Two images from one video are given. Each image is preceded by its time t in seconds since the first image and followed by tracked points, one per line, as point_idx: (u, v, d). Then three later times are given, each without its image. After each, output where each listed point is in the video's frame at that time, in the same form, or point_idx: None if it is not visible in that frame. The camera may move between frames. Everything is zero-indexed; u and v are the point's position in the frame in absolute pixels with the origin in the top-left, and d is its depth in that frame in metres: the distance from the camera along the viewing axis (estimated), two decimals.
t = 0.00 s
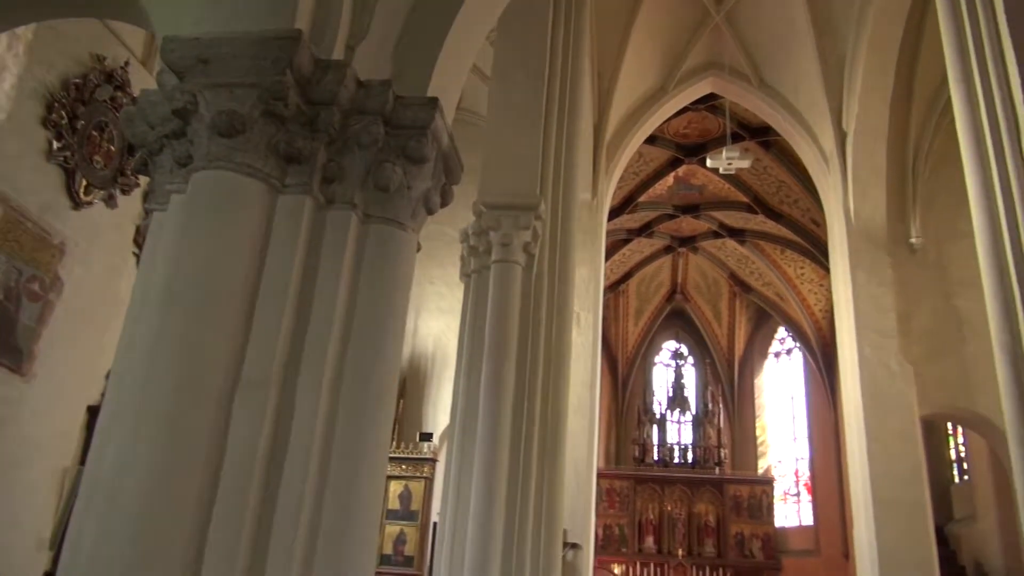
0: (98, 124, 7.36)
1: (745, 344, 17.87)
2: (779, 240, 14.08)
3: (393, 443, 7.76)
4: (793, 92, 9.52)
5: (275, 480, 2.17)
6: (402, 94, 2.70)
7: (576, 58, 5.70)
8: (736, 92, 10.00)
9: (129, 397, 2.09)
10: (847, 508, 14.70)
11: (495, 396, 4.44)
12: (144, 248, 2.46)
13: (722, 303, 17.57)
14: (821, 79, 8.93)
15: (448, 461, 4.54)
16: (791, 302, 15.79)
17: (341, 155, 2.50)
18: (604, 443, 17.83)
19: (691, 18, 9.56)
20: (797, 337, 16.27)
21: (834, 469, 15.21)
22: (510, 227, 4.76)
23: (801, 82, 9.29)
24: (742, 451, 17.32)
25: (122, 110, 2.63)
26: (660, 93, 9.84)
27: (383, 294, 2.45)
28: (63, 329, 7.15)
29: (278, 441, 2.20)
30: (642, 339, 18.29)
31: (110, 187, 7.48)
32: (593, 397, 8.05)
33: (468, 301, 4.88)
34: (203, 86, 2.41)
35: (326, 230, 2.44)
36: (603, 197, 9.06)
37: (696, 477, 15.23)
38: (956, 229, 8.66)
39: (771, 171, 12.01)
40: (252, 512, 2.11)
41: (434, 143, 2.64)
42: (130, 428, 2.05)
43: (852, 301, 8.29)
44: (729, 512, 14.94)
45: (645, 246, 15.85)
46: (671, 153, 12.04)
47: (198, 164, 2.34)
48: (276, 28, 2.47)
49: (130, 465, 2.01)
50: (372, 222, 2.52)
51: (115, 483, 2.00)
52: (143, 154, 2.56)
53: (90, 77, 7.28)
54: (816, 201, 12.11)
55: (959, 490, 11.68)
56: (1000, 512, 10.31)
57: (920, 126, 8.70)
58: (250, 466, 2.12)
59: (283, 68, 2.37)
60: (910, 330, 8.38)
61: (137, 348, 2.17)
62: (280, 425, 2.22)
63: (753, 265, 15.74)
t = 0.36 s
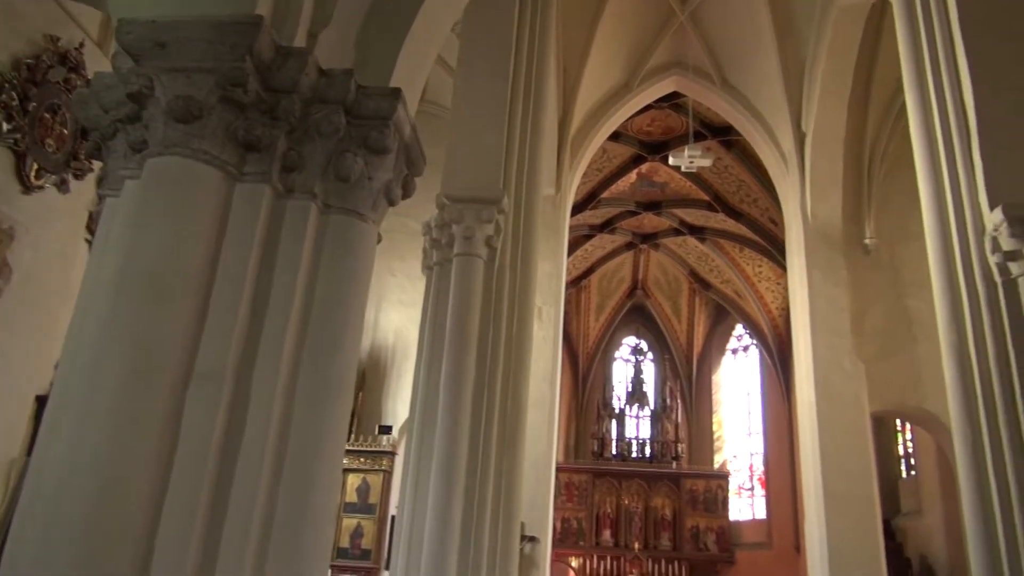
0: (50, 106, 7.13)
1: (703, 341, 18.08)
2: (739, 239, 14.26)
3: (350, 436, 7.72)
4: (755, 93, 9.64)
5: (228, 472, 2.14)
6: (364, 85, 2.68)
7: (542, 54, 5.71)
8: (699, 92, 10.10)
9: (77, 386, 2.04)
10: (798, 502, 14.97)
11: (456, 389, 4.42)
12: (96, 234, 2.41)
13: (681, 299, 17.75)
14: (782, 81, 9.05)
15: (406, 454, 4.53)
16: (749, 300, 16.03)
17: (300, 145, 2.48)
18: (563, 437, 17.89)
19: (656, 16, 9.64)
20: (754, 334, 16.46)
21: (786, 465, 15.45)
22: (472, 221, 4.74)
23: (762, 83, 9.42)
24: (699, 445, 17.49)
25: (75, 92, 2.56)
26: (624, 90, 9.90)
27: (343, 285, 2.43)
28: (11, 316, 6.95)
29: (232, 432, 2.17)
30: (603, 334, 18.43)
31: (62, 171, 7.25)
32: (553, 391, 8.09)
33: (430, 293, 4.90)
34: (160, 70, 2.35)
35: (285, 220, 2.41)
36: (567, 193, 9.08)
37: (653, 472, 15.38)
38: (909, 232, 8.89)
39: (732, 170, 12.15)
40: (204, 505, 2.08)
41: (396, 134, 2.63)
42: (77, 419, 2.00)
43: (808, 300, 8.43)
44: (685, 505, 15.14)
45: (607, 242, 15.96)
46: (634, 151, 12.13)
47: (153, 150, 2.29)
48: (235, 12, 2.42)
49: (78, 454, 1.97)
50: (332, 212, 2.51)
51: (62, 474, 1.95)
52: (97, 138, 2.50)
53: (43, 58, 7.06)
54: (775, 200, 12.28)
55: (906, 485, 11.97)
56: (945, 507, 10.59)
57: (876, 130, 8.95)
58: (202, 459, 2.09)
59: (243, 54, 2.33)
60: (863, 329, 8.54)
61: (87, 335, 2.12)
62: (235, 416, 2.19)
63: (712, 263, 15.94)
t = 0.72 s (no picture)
0: None
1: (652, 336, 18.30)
2: (689, 236, 14.46)
3: (297, 426, 7.61)
4: (707, 92, 9.76)
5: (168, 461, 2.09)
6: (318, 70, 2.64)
7: (499, 46, 5.69)
8: (654, 89, 10.18)
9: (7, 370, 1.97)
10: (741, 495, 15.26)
11: (405, 379, 4.39)
12: (31, 214, 2.32)
13: (632, 294, 17.95)
14: (734, 81, 9.19)
15: (354, 444, 4.48)
16: (698, 296, 16.28)
17: (250, 129, 2.43)
18: (513, 429, 17.89)
19: (613, 13, 9.69)
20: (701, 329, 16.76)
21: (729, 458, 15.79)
22: (425, 211, 4.70)
23: (715, 83, 9.55)
24: (645, 438, 17.71)
25: (11, 68, 2.46)
26: (580, 85, 9.94)
27: (291, 272, 2.41)
28: None
29: (172, 420, 2.12)
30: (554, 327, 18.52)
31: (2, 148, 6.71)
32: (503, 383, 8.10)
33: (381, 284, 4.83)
34: (103, 47, 2.28)
35: (231, 205, 2.37)
36: (521, 185, 9.08)
37: (601, 464, 15.53)
38: (851, 233, 9.13)
39: (685, 167, 12.29)
40: (142, 495, 2.02)
41: (348, 121, 2.60)
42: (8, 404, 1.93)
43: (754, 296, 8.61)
44: (631, 497, 15.33)
45: (560, 235, 16.04)
46: (589, 146, 12.19)
47: (95, 129, 2.22)
48: None
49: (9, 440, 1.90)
50: (281, 198, 2.47)
51: None
52: (34, 116, 2.41)
53: None
54: (725, 199, 12.47)
55: (843, 478, 12.31)
56: (879, 501, 10.92)
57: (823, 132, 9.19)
58: (141, 449, 2.03)
59: (192, 34, 2.27)
60: (807, 326, 8.76)
61: (21, 318, 2.04)
62: (175, 404, 2.13)
63: (663, 259, 16.13)
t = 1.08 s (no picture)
0: None
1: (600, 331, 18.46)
2: (638, 233, 14.61)
3: (240, 419, 7.48)
4: (657, 90, 9.86)
5: (103, 452, 2.04)
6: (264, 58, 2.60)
7: (452, 39, 5.66)
8: (605, 87, 10.23)
9: None
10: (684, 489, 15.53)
11: (351, 372, 4.31)
12: None
13: (581, 289, 18.10)
14: (684, 81, 9.30)
15: (299, 437, 4.41)
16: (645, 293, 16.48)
17: (193, 115, 2.38)
18: (461, 423, 17.87)
19: (566, 9, 9.73)
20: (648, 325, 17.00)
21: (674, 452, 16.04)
22: (374, 202, 4.65)
23: (665, 82, 9.65)
24: (592, 432, 17.88)
25: None
26: (532, 81, 9.96)
27: (234, 262, 2.37)
28: None
29: (109, 411, 2.07)
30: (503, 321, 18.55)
31: None
32: (451, 377, 8.09)
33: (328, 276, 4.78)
34: (38, 26, 2.18)
35: (172, 193, 2.32)
36: (472, 179, 9.05)
37: (548, 458, 15.65)
38: (794, 233, 9.34)
39: (634, 164, 12.40)
40: (76, 488, 1.97)
41: (295, 110, 2.56)
42: None
43: (699, 294, 8.76)
44: (577, 491, 15.47)
45: (511, 230, 16.08)
46: (540, 141, 12.23)
47: (28, 111, 2.16)
48: None
49: None
50: (225, 187, 2.43)
51: None
52: None
53: None
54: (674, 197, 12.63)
55: (782, 472, 12.60)
56: (816, 495, 11.20)
57: (769, 134, 9.38)
58: (75, 440, 1.97)
59: (132, 15, 2.18)
60: (749, 325, 8.96)
61: None
62: (111, 396, 2.08)
63: (612, 255, 16.29)
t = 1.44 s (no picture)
0: None
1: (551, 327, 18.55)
2: (590, 230, 14.69)
3: (182, 410, 7.32)
4: (612, 89, 9.93)
5: (34, 444, 1.97)
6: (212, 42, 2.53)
7: (408, 31, 5.61)
8: (560, 83, 10.24)
9: None
10: (629, 483, 15.72)
11: (298, 362, 4.26)
12: None
13: (533, 284, 18.16)
14: (638, 81, 9.38)
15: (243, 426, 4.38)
16: (596, 289, 16.60)
17: (136, 98, 2.31)
18: (409, 416, 17.78)
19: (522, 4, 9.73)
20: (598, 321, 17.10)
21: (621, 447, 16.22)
22: (324, 193, 4.59)
23: (619, 81, 9.72)
24: (541, 427, 17.95)
25: None
26: (488, 75, 9.93)
27: (176, 251, 2.31)
28: None
29: (41, 402, 2.00)
30: (454, 316, 18.50)
31: None
32: (400, 370, 8.04)
33: (276, 266, 4.67)
34: None
35: (113, 178, 2.25)
36: (426, 171, 8.99)
37: (496, 453, 15.70)
38: (742, 234, 9.51)
39: (588, 162, 12.45)
40: (4, 480, 1.90)
41: (244, 96, 2.51)
42: None
43: (649, 291, 8.86)
44: (524, 485, 15.54)
45: (463, 224, 16.05)
46: (494, 136, 12.22)
47: None
48: None
49: None
50: (169, 173, 2.37)
51: None
52: None
53: None
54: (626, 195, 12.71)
55: (725, 467, 12.83)
56: (757, 490, 11.43)
57: (719, 135, 9.55)
58: (5, 431, 1.90)
59: None
60: (696, 322, 9.09)
61: None
62: (45, 386, 2.02)
63: (564, 252, 16.37)
